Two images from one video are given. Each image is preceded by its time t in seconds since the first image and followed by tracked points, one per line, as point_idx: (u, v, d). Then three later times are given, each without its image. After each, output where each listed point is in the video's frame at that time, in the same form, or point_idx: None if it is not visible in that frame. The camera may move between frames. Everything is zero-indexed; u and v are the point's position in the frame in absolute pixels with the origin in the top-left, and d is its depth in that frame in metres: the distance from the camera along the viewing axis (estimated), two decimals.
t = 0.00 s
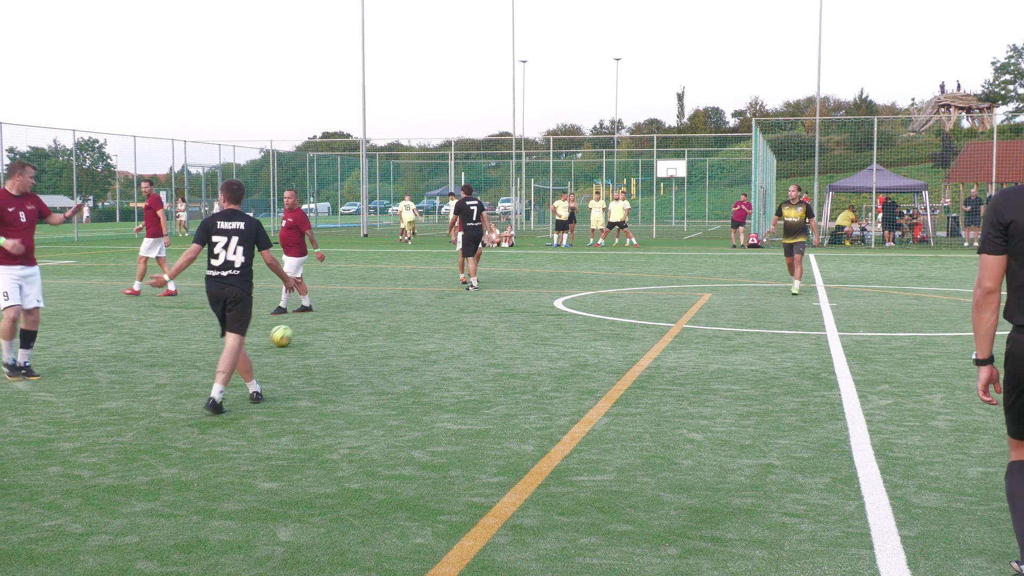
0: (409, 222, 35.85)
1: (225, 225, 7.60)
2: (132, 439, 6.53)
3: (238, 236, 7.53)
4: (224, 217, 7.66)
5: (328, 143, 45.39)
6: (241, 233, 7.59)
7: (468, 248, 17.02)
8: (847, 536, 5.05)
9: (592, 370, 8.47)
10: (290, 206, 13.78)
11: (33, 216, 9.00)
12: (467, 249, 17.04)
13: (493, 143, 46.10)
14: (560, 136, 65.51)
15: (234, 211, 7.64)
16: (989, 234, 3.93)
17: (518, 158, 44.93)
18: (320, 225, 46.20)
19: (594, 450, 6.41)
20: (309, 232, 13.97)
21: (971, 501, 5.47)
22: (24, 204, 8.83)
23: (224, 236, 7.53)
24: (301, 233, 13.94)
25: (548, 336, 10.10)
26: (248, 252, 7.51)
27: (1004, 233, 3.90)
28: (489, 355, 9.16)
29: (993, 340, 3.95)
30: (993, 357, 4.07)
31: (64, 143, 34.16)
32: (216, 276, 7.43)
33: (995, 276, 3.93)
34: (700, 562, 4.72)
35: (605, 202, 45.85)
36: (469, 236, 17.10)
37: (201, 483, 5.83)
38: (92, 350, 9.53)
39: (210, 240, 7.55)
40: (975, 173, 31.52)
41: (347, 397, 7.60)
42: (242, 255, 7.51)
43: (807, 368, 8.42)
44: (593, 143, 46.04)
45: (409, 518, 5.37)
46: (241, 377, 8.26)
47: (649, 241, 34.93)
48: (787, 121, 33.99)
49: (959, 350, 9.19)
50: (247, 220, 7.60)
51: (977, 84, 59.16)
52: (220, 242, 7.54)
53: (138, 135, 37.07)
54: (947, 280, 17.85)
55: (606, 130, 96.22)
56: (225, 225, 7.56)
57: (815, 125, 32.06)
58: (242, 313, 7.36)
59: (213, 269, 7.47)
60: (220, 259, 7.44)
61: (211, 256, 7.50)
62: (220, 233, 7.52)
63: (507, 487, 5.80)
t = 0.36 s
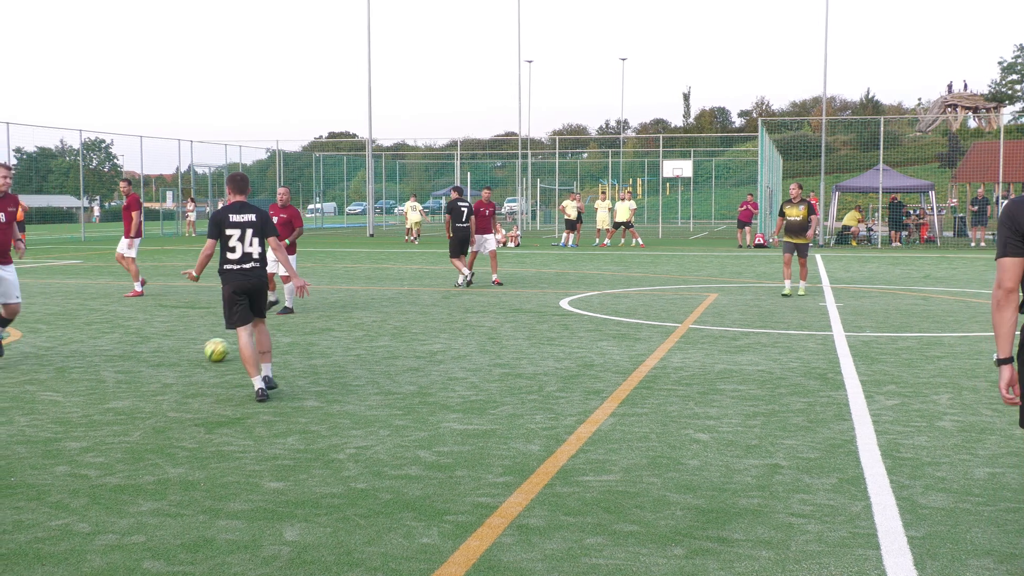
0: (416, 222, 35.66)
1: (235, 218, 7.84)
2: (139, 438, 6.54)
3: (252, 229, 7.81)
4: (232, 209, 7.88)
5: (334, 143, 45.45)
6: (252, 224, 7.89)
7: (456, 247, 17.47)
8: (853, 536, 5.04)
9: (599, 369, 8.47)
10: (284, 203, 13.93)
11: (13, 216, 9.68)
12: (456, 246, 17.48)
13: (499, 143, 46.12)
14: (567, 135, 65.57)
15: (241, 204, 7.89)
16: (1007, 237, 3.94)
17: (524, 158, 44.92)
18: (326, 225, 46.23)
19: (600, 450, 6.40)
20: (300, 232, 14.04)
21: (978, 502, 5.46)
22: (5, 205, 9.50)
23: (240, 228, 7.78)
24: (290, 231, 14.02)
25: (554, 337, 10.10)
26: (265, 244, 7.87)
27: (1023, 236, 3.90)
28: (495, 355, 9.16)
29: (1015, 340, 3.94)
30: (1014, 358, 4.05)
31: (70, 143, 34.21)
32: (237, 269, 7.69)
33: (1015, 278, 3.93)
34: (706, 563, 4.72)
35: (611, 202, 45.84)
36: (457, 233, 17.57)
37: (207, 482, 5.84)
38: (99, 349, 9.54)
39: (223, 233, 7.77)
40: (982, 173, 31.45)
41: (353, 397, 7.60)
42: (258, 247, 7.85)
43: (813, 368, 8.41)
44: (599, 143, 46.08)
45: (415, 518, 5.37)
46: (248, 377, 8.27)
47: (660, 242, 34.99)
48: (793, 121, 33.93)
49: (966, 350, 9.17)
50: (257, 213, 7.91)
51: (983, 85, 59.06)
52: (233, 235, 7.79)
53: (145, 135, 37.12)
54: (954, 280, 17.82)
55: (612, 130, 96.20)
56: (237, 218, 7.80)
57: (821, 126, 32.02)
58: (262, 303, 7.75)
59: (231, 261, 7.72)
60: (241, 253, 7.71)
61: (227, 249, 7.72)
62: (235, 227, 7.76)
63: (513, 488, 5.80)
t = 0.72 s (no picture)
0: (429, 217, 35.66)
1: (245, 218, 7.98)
2: (154, 438, 6.56)
3: (263, 232, 8.01)
4: (241, 209, 8.00)
5: (348, 143, 45.60)
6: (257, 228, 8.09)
7: (450, 248, 17.55)
8: (868, 538, 5.01)
9: (612, 370, 8.47)
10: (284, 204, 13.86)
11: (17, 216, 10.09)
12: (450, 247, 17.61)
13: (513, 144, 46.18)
14: (580, 134, 65.64)
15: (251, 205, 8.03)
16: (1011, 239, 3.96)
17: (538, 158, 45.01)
18: (340, 225, 46.32)
19: (614, 450, 6.40)
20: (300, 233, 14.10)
21: (994, 503, 5.43)
22: (8, 205, 9.90)
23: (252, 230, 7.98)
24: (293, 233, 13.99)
25: (568, 337, 10.10)
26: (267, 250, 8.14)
27: None
28: (509, 355, 9.15)
29: None
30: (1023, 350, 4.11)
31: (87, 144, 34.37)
32: (247, 270, 7.86)
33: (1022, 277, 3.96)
34: (720, 564, 4.71)
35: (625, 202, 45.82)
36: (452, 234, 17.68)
37: (222, 482, 5.86)
38: (115, 349, 9.58)
39: (234, 232, 7.88)
40: (998, 173, 31.26)
41: (367, 396, 7.61)
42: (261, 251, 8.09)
43: (828, 369, 8.38)
44: (613, 143, 46.05)
45: (428, 518, 5.37)
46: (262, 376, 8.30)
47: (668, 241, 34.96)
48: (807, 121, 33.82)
49: (982, 351, 9.12)
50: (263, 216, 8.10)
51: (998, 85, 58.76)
52: (244, 235, 7.92)
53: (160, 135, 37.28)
54: (969, 280, 17.76)
55: (626, 130, 96.24)
56: (250, 219, 7.95)
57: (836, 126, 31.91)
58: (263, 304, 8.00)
59: (241, 261, 7.87)
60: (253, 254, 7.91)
61: (240, 248, 7.86)
62: (248, 228, 7.91)
63: (527, 488, 5.80)
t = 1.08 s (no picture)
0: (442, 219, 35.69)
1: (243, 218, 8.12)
2: (171, 437, 6.58)
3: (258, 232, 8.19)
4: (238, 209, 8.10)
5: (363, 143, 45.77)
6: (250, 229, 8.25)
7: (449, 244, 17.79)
8: (886, 540, 4.99)
9: (629, 370, 8.46)
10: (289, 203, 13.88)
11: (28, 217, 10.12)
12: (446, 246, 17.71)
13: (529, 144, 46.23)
14: (595, 135, 65.64)
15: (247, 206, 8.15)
16: None
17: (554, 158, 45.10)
18: (357, 225, 46.41)
19: (630, 450, 6.39)
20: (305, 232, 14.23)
21: (1013, 506, 5.40)
22: (14, 209, 9.94)
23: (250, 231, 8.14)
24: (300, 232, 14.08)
25: (583, 337, 10.10)
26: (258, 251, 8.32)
27: None
28: (525, 355, 9.15)
29: None
30: None
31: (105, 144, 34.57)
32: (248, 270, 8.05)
33: None
34: (736, 565, 4.70)
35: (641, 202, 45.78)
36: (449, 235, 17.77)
37: (239, 481, 5.88)
38: (132, 348, 9.62)
39: (235, 232, 8.00)
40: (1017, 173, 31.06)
41: (383, 397, 7.62)
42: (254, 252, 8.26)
43: (845, 370, 8.34)
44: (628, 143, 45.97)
45: (444, 518, 5.37)
46: (279, 376, 8.32)
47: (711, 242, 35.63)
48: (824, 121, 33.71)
49: (1001, 352, 9.07)
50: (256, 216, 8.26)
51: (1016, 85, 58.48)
52: (243, 236, 8.07)
53: (177, 135, 37.47)
54: (988, 281, 17.66)
55: (642, 130, 96.31)
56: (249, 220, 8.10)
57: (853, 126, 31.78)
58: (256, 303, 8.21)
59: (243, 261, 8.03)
60: (254, 254, 8.10)
61: (243, 249, 8.01)
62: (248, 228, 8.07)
63: (544, 488, 5.80)
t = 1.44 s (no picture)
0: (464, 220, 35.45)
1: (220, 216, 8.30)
2: (195, 435, 6.62)
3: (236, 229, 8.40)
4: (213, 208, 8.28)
5: (386, 144, 45.99)
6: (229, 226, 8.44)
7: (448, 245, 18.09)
8: (910, 542, 4.96)
9: (651, 370, 8.44)
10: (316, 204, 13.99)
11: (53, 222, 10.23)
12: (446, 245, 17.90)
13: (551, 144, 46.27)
14: (618, 134, 65.63)
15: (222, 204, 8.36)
16: None
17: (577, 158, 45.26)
18: (380, 225, 46.53)
19: (652, 451, 6.38)
20: (331, 234, 14.30)
21: None
22: (42, 213, 10.06)
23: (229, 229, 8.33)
24: (326, 233, 14.15)
25: (605, 337, 10.09)
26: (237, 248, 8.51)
27: None
28: (547, 355, 9.15)
29: None
30: None
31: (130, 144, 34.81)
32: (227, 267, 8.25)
33: None
34: (758, 567, 4.68)
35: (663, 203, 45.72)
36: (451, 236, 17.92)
37: (262, 480, 5.90)
38: (157, 347, 9.68)
39: (214, 230, 8.20)
40: None
41: (405, 396, 7.63)
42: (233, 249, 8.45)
43: (869, 371, 8.30)
44: (650, 143, 45.91)
45: (466, 517, 5.38)
46: (302, 375, 8.36)
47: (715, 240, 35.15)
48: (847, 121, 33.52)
49: None
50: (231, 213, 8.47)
51: None
52: (222, 234, 8.27)
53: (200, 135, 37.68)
54: (1015, 282, 17.51)
55: (664, 130, 96.22)
56: (226, 218, 8.30)
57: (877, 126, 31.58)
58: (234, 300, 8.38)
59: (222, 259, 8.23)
60: (231, 252, 8.29)
61: (221, 247, 8.21)
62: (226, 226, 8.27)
63: (566, 488, 5.79)
